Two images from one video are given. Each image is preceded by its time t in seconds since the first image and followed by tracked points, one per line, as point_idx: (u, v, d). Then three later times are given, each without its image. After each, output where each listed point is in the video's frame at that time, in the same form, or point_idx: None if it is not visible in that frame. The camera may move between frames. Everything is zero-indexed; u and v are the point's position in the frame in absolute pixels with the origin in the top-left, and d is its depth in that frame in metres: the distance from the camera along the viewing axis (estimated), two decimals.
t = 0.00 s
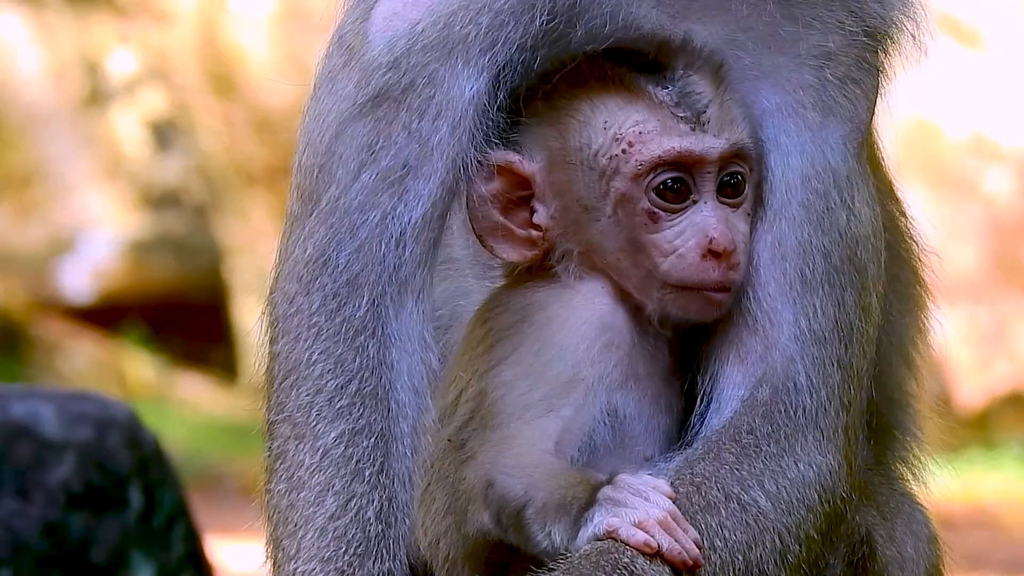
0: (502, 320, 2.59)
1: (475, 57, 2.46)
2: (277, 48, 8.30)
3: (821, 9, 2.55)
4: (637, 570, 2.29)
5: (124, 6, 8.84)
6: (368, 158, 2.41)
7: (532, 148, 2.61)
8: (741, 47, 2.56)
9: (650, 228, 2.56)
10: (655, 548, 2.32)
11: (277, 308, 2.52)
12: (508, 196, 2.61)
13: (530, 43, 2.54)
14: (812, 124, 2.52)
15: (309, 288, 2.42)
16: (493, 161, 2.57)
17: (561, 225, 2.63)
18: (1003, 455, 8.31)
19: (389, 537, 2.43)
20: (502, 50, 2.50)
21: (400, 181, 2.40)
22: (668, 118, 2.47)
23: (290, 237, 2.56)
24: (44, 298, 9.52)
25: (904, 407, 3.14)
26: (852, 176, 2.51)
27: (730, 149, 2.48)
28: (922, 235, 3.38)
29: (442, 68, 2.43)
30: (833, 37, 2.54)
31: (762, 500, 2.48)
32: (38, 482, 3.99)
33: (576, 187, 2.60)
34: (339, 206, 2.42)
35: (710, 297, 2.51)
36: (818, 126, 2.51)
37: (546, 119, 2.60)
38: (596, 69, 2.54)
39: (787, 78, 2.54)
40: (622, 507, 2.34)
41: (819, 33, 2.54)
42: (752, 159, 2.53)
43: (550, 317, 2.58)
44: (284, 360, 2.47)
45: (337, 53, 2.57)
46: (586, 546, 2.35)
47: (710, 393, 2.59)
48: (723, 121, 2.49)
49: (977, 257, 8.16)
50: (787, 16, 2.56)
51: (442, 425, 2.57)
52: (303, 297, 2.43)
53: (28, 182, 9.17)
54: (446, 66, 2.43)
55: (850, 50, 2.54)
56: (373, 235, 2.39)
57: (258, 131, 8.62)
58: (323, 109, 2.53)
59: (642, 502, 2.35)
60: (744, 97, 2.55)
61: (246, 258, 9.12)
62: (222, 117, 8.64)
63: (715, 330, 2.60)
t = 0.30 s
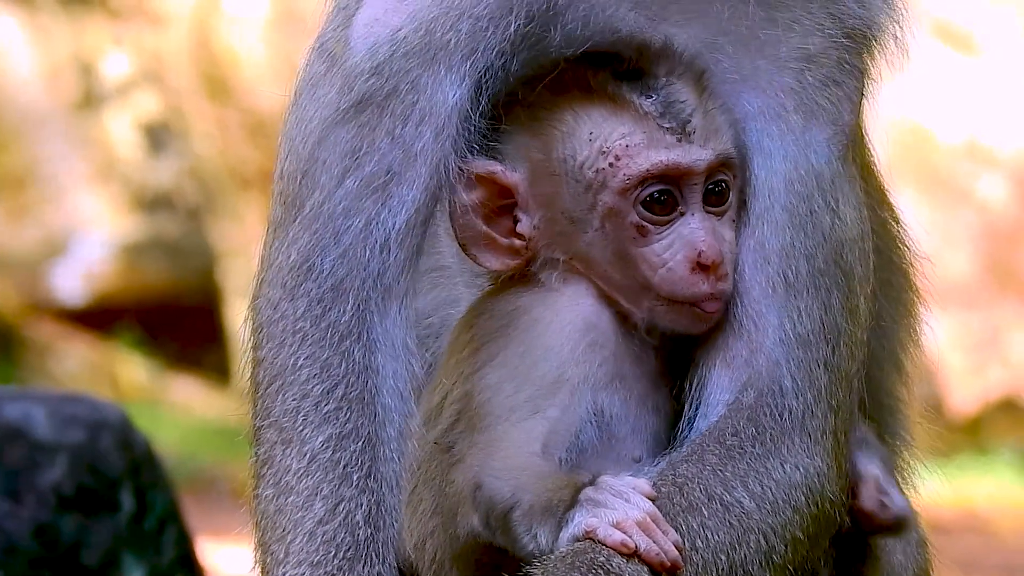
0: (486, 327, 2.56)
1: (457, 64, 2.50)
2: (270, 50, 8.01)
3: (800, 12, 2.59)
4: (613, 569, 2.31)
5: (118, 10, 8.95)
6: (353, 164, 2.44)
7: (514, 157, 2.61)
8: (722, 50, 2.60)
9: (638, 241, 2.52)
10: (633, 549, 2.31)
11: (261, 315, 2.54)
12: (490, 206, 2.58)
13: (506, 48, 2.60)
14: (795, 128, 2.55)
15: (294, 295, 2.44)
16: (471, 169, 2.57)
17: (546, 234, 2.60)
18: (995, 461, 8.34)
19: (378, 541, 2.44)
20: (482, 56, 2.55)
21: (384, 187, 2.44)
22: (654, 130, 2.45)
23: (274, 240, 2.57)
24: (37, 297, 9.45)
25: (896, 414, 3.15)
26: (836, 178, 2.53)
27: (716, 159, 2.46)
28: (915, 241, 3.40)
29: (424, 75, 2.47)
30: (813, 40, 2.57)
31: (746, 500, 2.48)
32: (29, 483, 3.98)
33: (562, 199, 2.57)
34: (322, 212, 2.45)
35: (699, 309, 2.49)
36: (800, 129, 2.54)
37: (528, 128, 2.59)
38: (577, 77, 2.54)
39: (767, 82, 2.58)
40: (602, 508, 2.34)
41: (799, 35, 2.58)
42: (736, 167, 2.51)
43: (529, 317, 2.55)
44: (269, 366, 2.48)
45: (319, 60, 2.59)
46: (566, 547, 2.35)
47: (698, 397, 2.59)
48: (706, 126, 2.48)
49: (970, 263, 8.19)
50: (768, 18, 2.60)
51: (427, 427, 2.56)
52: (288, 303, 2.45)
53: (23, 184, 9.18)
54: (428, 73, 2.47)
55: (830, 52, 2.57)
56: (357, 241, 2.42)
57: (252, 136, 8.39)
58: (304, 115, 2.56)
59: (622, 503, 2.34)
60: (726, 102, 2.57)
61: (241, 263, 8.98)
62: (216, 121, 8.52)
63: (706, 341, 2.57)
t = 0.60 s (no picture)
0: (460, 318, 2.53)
1: (434, 67, 2.49)
2: (252, 50, 8.07)
3: (779, 11, 2.59)
4: None
5: (101, 10, 8.88)
6: (330, 168, 2.43)
7: (499, 151, 2.58)
8: (702, 50, 2.61)
9: (626, 243, 2.54)
10: (621, 557, 2.31)
11: (242, 320, 2.56)
12: (475, 200, 2.53)
13: (484, 48, 2.57)
14: (775, 129, 2.55)
15: (274, 299, 2.44)
16: (455, 165, 2.51)
17: (530, 229, 2.59)
18: (978, 463, 8.39)
19: (359, 542, 2.43)
20: (459, 58, 2.53)
21: (362, 191, 2.42)
22: (645, 131, 2.44)
23: (254, 245, 2.60)
24: (22, 302, 9.46)
25: (880, 417, 3.14)
26: (817, 180, 2.54)
27: (705, 162, 2.48)
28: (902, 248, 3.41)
29: (401, 77, 2.46)
30: (791, 40, 2.58)
31: (730, 503, 2.48)
32: (11, 485, 3.94)
33: (548, 196, 2.57)
34: (301, 217, 2.45)
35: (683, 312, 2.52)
36: (781, 131, 2.55)
37: (516, 121, 2.56)
38: (563, 74, 2.52)
39: (747, 83, 2.58)
40: (590, 512, 2.33)
41: (779, 35, 2.59)
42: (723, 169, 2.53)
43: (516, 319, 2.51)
44: (250, 370, 2.49)
45: (297, 66, 2.62)
46: (551, 549, 2.36)
47: (679, 399, 2.59)
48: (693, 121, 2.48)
49: (953, 266, 8.25)
50: (746, 18, 2.61)
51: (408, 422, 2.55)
52: (267, 307, 2.46)
53: (6, 183, 9.18)
54: (405, 76, 2.46)
55: (808, 53, 2.58)
56: (336, 245, 2.41)
57: (235, 137, 8.46)
58: (284, 120, 2.58)
59: (610, 508, 2.34)
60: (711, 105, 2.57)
61: (223, 264, 8.99)
62: (200, 124, 8.52)
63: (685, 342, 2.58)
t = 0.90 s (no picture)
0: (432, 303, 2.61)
1: (420, 70, 2.48)
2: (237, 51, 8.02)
3: (764, 15, 2.60)
4: None
5: (84, 11, 8.80)
6: (316, 170, 2.43)
7: (482, 139, 2.62)
8: (686, 55, 2.61)
9: (614, 251, 2.61)
10: (612, 563, 2.30)
11: (228, 321, 2.56)
12: (460, 193, 2.58)
13: (469, 51, 2.57)
14: (761, 132, 2.55)
15: (259, 301, 2.44)
16: (443, 158, 2.54)
17: (514, 226, 2.65)
18: (962, 463, 8.40)
19: (343, 544, 2.42)
20: (443, 61, 2.52)
21: (348, 194, 2.42)
22: (639, 138, 2.51)
23: (238, 250, 2.60)
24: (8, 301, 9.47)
25: (867, 419, 3.15)
26: (803, 183, 2.53)
27: (695, 172, 2.53)
28: (888, 246, 3.40)
29: (386, 80, 2.45)
30: (777, 42, 2.58)
31: (718, 507, 2.48)
32: None
33: (536, 194, 2.62)
34: (286, 219, 2.44)
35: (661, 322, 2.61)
36: (767, 133, 2.55)
37: (503, 118, 2.61)
38: (558, 73, 2.58)
39: (732, 86, 2.58)
40: (582, 515, 2.34)
41: (764, 38, 2.59)
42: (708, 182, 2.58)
43: (490, 319, 2.56)
44: (234, 372, 2.49)
45: (284, 67, 2.61)
46: (541, 551, 2.36)
47: (669, 404, 2.59)
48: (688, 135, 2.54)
49: (938, 267, 8.26)
50: (731, 21, 2.61)
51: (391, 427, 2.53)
52: (253, 310, 2.45)
53: None
54: (390, 78, 2.45)
55: (794, 55, 2.57)
56: (321, 247, 2.41)
57: (220, 139, 8.52)
58: (270, 122, 2.57)
59: (601, 511, 2.34)
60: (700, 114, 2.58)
61: (205, 264, 9.07)
62: (185, 126, 8.59)
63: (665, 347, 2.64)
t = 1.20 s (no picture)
0: (419, 304, 2.59)
1: (403, 69, 2.50)
2: (227, 50, 8.07)
3: (744, 16, 2.61)
4: None
5: (75, 8, 8.88)
6: (299, 169, 2.44)
7: (456, 153, 2.59)
8: (666, 56, 2.62)
9: (600, 252, 2.57)
10: (596, 559, 2.31)
11: (212, 320, 2.57)
12: (436, 204, 2.56)
13: (452, 51, 2.57)
14: (744, 129, 2.56)
15: (243, 301, 2.45)
16: (414, 169, 2.51)
17: (495, 237, 2.63)
18: (951, 462, 8.33)
19: (328, 542, 2.42)
20: (427, 59, 2.53)
21: (331, 193, 2.43)
22: (610, 134, 2.49)
23: (223, 249, 2.62)
24: None
25: (852, 419, 3.17)
26: (789, 179, 2.54)
27: (670, 164, 2.52)
28: (870, 245, 3.41)
29: (370, 79, 2.47)
30: (760, 40, 2.59)
31: (705, 505, 2.48)
32: None
33: (516, 204, 2.60)
34: (269, 219, 2.45)
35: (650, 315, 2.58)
36: (751, 130, 2.56)
37: (477, 123, 2.59)
38: (525, 79, 2.55)
39: (716, 85, 2.60)
40: (566, 512, 2.34)
41: (744, 38, 2.60)
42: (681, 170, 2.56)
43: (473, 320, 2.55)
44: (219, 371, 2.50)
45: (267, 67, 2.63)
46: (526, 549, 2.35)
47: (654, 396, 2.58)
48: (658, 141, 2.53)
49: (927, 266, 8.29)
50: (710, 22, 2.63)
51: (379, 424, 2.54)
52: (236, 309, 2.46)
53: None
54: (373, 77, 2.47)
55: (776, 53, 2.59)
56: (305, 246, 2.42)
57: (210, 137, 8.59)
58: (253, 122, 2.59)
59: (586, 508, 2.34)
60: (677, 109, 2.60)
61: (192, 261, 9.17)
62: (175, 125, 8.67)
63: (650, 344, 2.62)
